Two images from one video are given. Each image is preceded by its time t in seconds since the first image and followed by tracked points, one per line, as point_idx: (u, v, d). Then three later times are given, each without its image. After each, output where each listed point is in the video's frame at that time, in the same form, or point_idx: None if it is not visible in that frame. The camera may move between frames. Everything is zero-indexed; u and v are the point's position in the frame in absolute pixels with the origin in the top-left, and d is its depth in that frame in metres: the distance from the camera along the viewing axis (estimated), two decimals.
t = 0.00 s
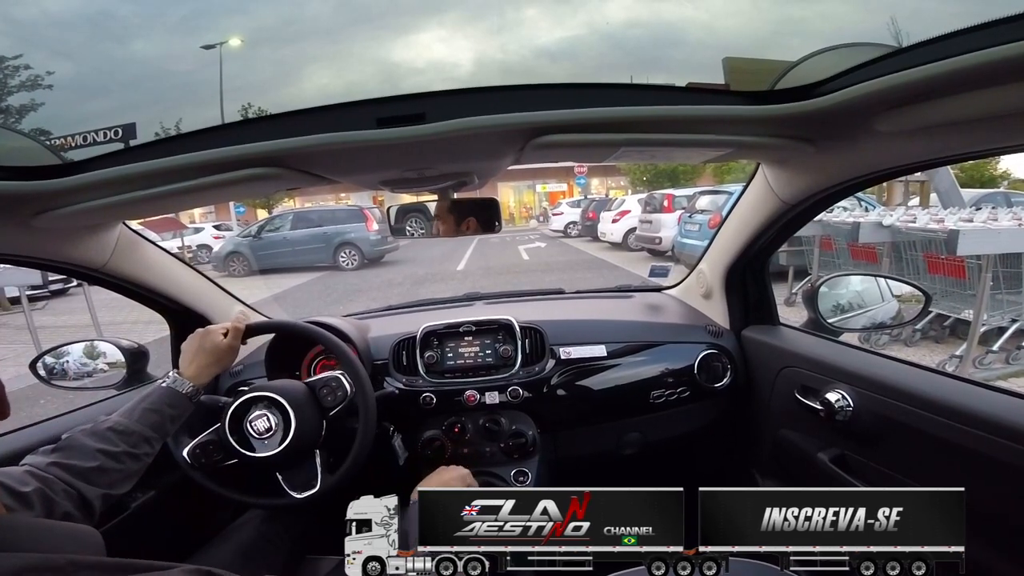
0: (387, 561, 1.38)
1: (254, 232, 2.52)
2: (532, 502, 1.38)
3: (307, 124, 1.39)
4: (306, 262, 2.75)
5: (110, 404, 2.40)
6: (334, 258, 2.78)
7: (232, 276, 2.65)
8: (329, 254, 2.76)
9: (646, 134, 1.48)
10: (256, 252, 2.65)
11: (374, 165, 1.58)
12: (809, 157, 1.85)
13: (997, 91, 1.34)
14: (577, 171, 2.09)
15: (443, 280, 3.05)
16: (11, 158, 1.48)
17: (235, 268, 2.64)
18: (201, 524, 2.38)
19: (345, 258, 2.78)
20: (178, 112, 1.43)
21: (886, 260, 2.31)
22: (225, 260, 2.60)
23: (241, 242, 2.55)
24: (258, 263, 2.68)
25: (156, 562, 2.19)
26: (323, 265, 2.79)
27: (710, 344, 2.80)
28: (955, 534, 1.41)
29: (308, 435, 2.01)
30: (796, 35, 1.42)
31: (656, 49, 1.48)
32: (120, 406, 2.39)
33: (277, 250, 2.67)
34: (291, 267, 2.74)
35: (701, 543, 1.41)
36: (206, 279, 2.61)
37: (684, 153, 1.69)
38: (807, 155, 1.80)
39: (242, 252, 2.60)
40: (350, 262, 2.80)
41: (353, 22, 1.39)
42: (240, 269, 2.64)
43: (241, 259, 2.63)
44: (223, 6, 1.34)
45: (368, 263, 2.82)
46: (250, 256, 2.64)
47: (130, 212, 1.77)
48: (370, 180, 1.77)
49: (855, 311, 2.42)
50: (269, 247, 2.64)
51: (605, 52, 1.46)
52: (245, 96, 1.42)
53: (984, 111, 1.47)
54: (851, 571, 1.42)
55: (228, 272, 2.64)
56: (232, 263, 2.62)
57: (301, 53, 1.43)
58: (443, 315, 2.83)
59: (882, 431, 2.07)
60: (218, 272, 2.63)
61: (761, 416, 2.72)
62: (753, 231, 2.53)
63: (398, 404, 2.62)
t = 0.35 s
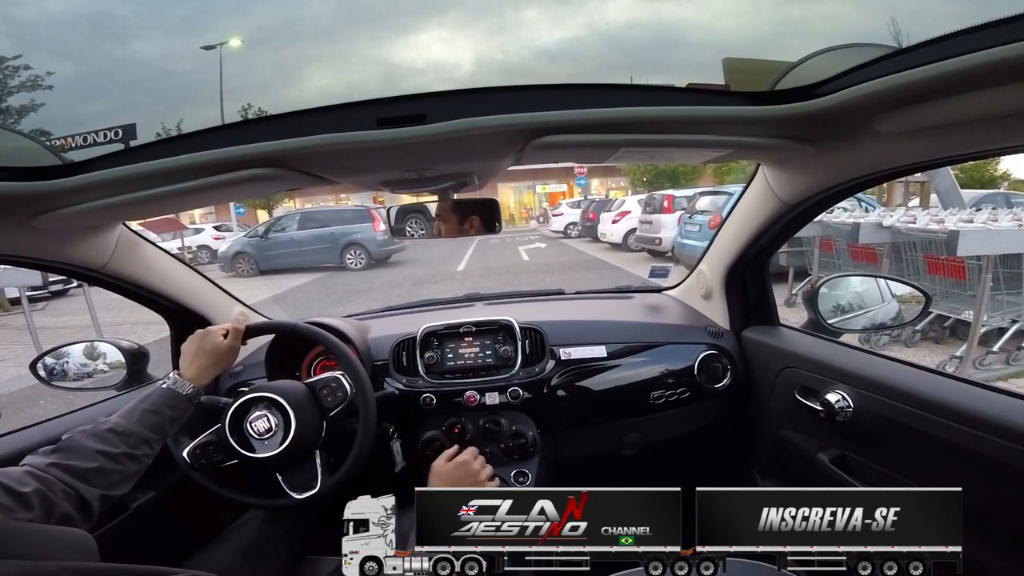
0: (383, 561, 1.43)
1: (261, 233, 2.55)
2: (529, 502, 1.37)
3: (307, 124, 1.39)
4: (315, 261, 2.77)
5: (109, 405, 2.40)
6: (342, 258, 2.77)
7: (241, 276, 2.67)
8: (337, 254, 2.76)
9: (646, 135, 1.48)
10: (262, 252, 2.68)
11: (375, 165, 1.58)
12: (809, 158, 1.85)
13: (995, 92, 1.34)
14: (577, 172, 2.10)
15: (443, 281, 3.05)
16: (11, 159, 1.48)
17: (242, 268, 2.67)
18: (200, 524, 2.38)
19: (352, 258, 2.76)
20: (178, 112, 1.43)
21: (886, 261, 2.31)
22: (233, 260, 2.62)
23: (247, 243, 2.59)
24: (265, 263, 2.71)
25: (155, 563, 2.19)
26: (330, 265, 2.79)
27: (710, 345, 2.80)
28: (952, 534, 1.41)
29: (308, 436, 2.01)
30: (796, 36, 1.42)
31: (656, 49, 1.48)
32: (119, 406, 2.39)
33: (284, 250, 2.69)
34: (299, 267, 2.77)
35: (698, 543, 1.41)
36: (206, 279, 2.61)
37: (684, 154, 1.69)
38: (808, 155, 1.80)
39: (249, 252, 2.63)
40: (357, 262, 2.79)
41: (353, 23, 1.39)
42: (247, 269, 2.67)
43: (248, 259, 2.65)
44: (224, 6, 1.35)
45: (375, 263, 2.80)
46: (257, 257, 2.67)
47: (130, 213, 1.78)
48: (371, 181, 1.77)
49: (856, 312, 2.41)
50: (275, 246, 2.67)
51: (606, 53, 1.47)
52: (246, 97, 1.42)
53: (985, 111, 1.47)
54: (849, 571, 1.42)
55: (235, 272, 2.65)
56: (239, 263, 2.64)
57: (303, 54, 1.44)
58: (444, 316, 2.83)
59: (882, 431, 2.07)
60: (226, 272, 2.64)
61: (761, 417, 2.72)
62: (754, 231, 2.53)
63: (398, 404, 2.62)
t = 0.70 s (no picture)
0: (381, 561, 1.41)
1: (270, 232, 2.59)
2: (527, 502, 1.36)
3: (307, 124, 1.39)
4: (325, 261, 2.75)
5: (109, 406, 2.39)
6: (350, 258, 2.75)
7: (248, 275, 2.68)
8: (345, 254, 2.73)
9: (646, 135, 1.48)
10: (270, 251, 2.71)
11: (375, 166, 1.58)
12: (809, 159, 1.85)
13: (994, 92, 1.34)
14: (578, 172, 2.10)
15: (443, 281, 3.05)
16: (12, 159, 1.48)
17: (251, 268, 2.69)
18: (201, 524, 2.38)
19: (361, 258, 2.74)
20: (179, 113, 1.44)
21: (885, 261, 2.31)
22: (241, 259, 2.64)
23: (257, 243, 2.63)
24: (274, 264, 2.72)
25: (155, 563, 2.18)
26: (337, 265, 2.77)
27: (710, 345, 2.80)
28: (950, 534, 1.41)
29: (309, 436, 2.01)
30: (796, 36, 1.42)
31: (656, 49, 1.48)
32: (119, 407, 2.39)
33: (293, 250, 2.70)
34: (307, 267, 2.75)
35: (696, 543, 1.40)
36: (207, 280, 2.61)
37: (683, 154, 1.69)
38: (808, 155, 1.80)
39: (258, 251, 2.66)
40: (366, 262, 2.77)
41: (354, 23, 1.39)
42: (255, 269, 2.68)
43: (257, 258, 2.68)
44: (224, 6, 1.35)
45: (383, 263, 2.78)
46: (266, 257, 2.70)
47: (131, 213, 1.78)
48: (371, 182, 1.78)
49: (856, 312, 2.42)
50: (284, 246, 2.69)
51: (606, 53, 1.47)
52: (246, 97, 1.42)
53: (986, 111, 1.47)
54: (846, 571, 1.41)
55: (244, 271, 2.67)
56: (248, 263, 2.66)
57: (303, 55, 1.44)
58: (444, 316, 2.84)
59: (882, 431, 2.07)
60: (235, 273, 2.65)
61: (761, 418, 2.72)
62: (754, 231, 2.53)
63: (398, 405, 2.62)
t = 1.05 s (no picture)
0: (378, 561, 1.37)
1: (278, 232, 2.68)
2: (524, 502, 1.37)
3: (307, 124, 1.39)
4: (332, 261, 2.79)
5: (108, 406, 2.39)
6: (358, 259, 2.78)
7: (256, 275, 2.72)
8: (352, 253, 2.77)
9: (646, 135, 1.48)
10: (280, 252, 2.77)
11: (375, 166, 1.57)
12: (809, 159, 1.85)
13: (994, 92, 1.34)
14: (578, 173, 2.10)
15: (443, 282, 3.05)
16: (13, 159, 1.49)
17: (260, 268, 2.74)
18: (201, 524, 2.37)
19: (368, 258, 2.78)
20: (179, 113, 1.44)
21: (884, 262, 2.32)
22: (250, 259, 2.70)
23: (266, 242, 2.72)
24: (283, 263, 2.77)
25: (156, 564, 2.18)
26: (345, 265, 2.79)
27: (710, 346, 2.80)
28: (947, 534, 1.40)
29: (308, 437, 2.02)
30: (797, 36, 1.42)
31: (657, 50, 1.48)
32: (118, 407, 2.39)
33: (301, 249, 2.76)
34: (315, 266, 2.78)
35: (693, 543, 1.39)
36: (207, 281, 2.61)
37: (683, 155, 1.68)
38: (808, 155, 1.79)
39: (268, 250, 2.74)
40: (374, 262, 2.80)
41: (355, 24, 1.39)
42: (264, 268, 2.74)
43: (266, 258, 2.75)
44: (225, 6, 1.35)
45: (391, 263, 2.80)
46: (276, 257, 2.77)
47: (131, 214, 1.78)
48: (371, 182, 1.78)
49: (856, 312, 2.42)
50: (292, 246, 2.75)
51: (606, 53, 1.47)
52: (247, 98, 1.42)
53: (987, 111, 1.47)
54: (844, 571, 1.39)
55: (254, 271, 2.71)
56: (257, 262, 2.73)
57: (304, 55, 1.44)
58: (444, 317, 2.84)
59: (882, 432, 2.07)
60: (244, 273, 2.68)
61: (761, 418, 2.72)
62: (754, 232, 2.53)
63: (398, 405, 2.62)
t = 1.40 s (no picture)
0: (376, 561, 1.29)
1: (287, 232, 2.72)
2: (521, 502, 1.34)
3: (308, 124, 1.39)
4: (338, 261, 2.84)
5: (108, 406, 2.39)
6: (366, 259, 2.83)
7: (265, 274, 2.72)
8: (361, 254, 2.82)
9: (646, 136, 1.48)
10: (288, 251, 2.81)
11: (374, 165, 1.57)
12: (810, 159, 1.85)
13: (994, 92, 1.34)
14: (578, 173, 2.10)
15: (443, 282, 3.05)
16: (13, 159, 1.49)
17: (268, 267, 2.75)
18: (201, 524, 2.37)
19: (376, 259, 2.82)
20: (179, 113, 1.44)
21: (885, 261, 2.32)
22: (258, 258, 2.72)
23: (274, 242, 2.74)
24: (292, 263, 2.79)
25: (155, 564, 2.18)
26: (353, 265, 2.85)
27: (710, 346, 2.80)
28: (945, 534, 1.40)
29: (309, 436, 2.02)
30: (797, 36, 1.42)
31: (657, 50, 1.48)
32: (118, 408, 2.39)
33: (309, 249, 2.80)
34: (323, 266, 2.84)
35: (690, 543, 1.38)
36: (207, 281, 2.61)
37: (683, 155, 1.68)
38: (808, 155, 1.79)
39: (276, 250, 2.76)
40: (382, 263, 2.83)
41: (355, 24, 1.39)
42: (273, 268, 2.74)
43: (274, 258, 2.75)
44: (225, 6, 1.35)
45: (400, 263, 2.83)
46: (284, 257, 2.78)
47: (131, 214, 1.78)
48: (371, 183, 1.78)
49: (857, 312, 2.42)
50: (301, 246, 2.79)
51: (607, 53, 1.47)
52: (247, 98, 1.42)
53: (987, 111, 1.46)
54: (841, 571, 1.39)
55: (263, 271, 2.72)
56: (265, 261, 2.74)
57: (303, 55, 1.44)
58: (444, 317, 2.84)
59: (882, 431, 2.07)
60: (251, 272, 2.68)
61: (762, 417, 2.72)
62: (754, 232, 2.53)
63: (398, 405, 2.61)
